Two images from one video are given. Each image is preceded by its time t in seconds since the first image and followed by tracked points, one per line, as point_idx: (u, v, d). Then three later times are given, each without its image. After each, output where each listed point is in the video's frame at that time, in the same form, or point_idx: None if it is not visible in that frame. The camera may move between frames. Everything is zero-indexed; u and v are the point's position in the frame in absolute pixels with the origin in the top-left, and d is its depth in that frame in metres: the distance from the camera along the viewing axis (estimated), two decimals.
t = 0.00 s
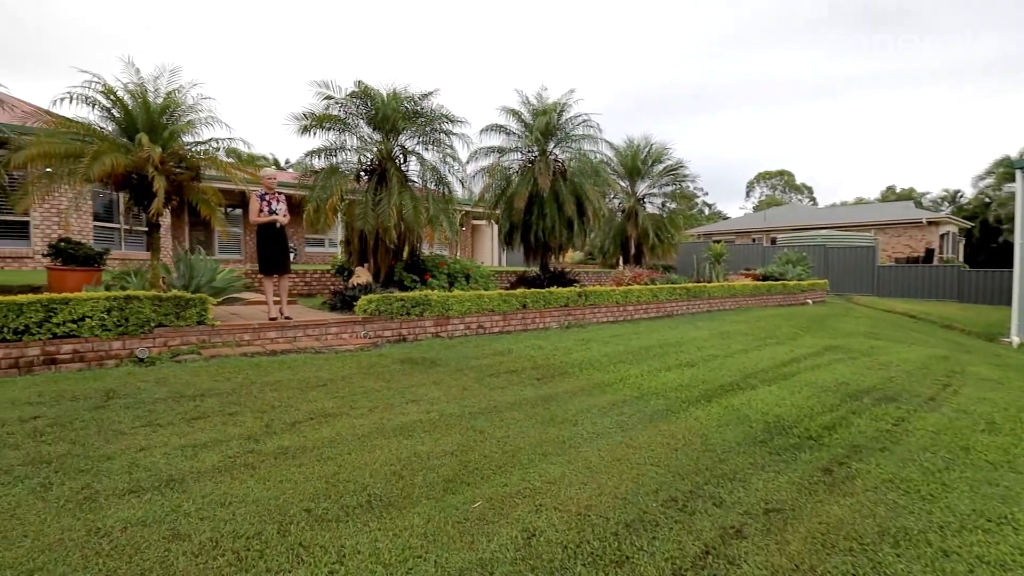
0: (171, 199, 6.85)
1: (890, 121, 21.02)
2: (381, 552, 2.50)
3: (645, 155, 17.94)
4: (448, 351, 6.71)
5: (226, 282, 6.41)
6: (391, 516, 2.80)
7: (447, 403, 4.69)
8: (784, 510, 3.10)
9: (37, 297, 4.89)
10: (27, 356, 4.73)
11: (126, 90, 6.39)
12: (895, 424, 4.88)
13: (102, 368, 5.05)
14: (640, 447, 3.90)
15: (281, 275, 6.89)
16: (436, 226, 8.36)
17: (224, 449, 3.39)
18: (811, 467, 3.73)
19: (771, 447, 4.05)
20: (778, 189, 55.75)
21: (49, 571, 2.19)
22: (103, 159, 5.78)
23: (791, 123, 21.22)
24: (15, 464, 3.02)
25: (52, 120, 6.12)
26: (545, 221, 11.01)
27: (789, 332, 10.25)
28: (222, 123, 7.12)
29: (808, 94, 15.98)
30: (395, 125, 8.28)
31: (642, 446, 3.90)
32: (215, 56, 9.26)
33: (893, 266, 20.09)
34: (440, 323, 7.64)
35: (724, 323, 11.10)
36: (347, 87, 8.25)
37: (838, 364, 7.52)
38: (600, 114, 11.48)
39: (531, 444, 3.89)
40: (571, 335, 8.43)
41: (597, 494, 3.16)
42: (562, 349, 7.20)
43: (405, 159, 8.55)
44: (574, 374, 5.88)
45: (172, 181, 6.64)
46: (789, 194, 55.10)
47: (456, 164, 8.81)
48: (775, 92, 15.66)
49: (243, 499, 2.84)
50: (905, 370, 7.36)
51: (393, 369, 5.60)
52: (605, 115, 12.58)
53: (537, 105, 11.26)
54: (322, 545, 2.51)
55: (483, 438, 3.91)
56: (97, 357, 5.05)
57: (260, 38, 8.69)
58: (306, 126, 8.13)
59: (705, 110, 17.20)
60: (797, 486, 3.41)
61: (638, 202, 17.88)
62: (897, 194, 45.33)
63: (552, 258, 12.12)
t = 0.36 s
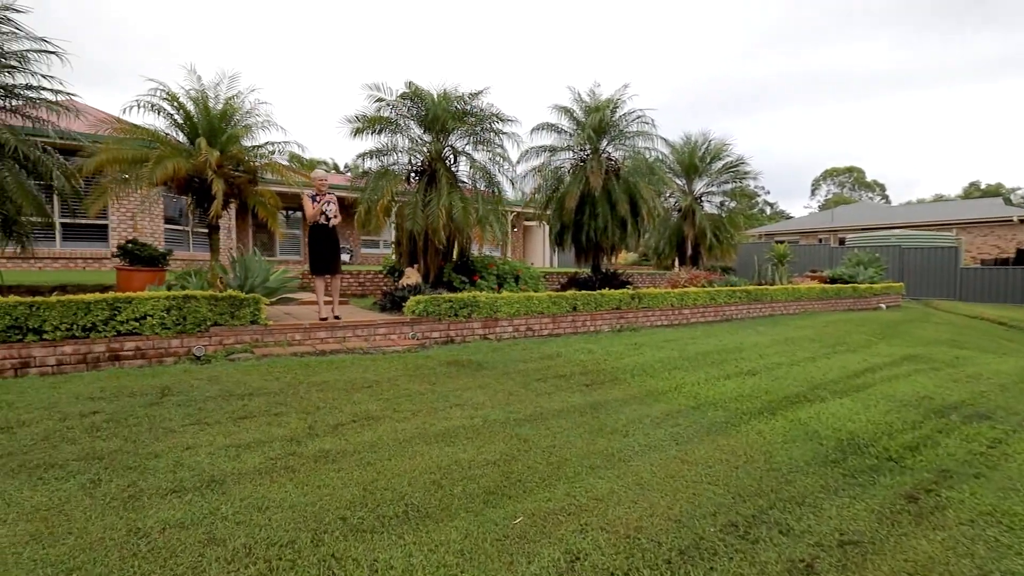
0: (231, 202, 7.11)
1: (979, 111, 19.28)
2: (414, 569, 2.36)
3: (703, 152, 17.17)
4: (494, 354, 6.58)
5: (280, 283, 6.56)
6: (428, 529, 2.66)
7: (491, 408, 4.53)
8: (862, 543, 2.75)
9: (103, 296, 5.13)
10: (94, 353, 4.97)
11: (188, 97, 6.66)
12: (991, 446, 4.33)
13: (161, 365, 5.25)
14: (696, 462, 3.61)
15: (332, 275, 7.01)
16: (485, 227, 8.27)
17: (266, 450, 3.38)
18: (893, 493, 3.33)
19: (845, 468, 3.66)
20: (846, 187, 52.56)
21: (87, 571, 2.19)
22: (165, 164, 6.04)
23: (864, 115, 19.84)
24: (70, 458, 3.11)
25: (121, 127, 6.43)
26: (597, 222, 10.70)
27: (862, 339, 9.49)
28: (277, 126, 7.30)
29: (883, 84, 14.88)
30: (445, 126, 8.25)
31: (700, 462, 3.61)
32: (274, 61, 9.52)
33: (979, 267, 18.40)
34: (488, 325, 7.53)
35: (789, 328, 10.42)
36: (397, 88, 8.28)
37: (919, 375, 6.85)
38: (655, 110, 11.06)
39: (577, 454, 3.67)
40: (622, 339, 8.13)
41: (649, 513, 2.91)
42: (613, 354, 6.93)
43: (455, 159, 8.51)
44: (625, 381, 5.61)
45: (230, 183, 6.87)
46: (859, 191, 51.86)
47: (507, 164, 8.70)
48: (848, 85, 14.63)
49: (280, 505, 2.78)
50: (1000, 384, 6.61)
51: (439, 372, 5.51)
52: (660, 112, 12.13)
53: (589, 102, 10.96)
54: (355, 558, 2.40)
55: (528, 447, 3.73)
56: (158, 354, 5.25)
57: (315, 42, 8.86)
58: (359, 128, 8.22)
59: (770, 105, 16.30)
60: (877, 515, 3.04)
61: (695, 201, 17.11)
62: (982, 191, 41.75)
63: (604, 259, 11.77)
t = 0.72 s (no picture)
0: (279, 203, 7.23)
1: None
2: None
3: (760, 146, 16.07)
4: (537, 357, 6.37)
5: (324, 283, 6.61)
6: (457, 550, 2.49)
7: (531, 415, 4.32)
8: None
9: (155, 296, 5.28)
10: (145, 351, 5.12)
11: (238, 100, 6.81)
12: None
13: (208, 363, 5.35)
14: (753, 484, 3.29)
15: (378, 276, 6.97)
16: (529, 226, 8.07)
17: (299, 455, 3.31)
18: (987, 530, 2.91)
19: (928, 497, 3.24)
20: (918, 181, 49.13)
21: None
22: (215, 165, 6.19)
23: (941, 104, 18.33)
24: (110, 457, 3.14)
25: (175, 130, 6.65)
26: (646, 220, 10.29)
27: (939, 347, 8.70)
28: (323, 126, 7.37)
29: (964, 69, 13.68)
30: (490, 123, 8.11)
31: (757, 484, 3.29)
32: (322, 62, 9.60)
33: None
34: (531, 327, 7.34)
35: (855, 334, 9.69)
36: (441, 87, 8.20)
37: (1010, 389, 6.14)
38: (709, 102, 10.52)
39: (621, 469, 3.42)
40: (672, 343, 7.74)
41: (700, 543, 2.64)
42: (661, 359, 6.58)
43: (499, 158, 8.35)
44: (675, 389, 5.27)
45: (276, 184, 7.00)
46: (932, 186, 48.36)
47: (552, 161, 8.45)
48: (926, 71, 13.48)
49: (307, 515, 2.69)
50: None
51: (479, 376, 5.35)
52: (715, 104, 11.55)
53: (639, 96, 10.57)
54: None
55: (569, 460, 3.49)
56: (205, 353, 5.36)
57: (361, 43, 8.90)
58: (404, 128, 8.19)
59: (835, 95, 15.27)
60: (968, 556, 2.64)
61: (752, 198, 16.17)
62: None
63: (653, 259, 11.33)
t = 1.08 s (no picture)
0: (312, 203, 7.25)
1: None
2: None
3: (811, 140, 15.28)
4: (570, 360, 6.13)
5: (354, 283, 6.56)
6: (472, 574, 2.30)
7: (561, 424, 4.09)
8: None
9: (188, 295, 5.33)
10: (178, 349, 5.20)
11: (273, 101, 6.86)
12: None
13: (240, 362, 5.39)
14: (804, 508, 2.97)
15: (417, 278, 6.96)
16: (564, 225, 7.82)
17: (317, 462, 3.20)
18: None
19: (1011, 531, 2.84)
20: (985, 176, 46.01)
21: None
22: (248, 166, 6.26)
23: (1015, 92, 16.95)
24: (129, 458, 3.10)
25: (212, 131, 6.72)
26: (688, 219, 9.85)
27: (1013, 356, 7.96)
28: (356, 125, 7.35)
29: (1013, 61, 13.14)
30: (524, 120, 7.91)
31: (807, 509, 2.96)
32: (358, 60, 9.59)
33: None
34: (566, 329, 7.10)
35: (916, 340, 9.00)
36: (475, 83, 8.03)
37: None
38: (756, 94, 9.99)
39: (656, 486, 3.15)
40: (715, 347, 7.35)
41: None
42: (702, 365, 6.22)
43: (534, 155, 8.14)
44: (716, 398, 4.93)
45: (310, 183, 7.07)
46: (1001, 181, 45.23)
47: (589, 157, 8.17)
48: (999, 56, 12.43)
49: (318, 528, 2.55)
50: None
51: (509, 380, 5.15)
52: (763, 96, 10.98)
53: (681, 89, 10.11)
54: None
55: (600, 474, 3.25)
56: (236, 352, 5.40)
57: (396, 40, 8.84)
58: (437, 126, 8.06)
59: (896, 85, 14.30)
60: None
61: (801, 195, 15.36)
62: None
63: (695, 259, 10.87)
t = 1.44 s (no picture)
0: (342, 202, 7.20)
1: None
2: None
3: (865, 133, 14.22)
4: (603, 367, 5.82)
5: (383, 284, 6.44)
6: None
7: (590, 437, 3.81)
8: None
9: (216, 296, 5.32)
10: (207, 350, 5.20)
11: (304, 100, 6.83)
12: None
13: (267, 364, 5.35)
14: (864, 547, 2.60)
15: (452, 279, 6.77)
16: (599, 225, 7.51)
17: (329, 475, 3.04)
18: None
19: None
20: None
21: None
22: (277, 166, 6.30)
23: None
24: (140, 466, 3.03)
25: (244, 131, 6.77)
26: (732, 218, 9.32)
27: None
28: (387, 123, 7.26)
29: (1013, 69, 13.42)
30: (558, 116, 7.62)
31: (868, 547, 2.60)
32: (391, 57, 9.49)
33: None
34: (600, 333, 6.78)
35: (987, 348, 8.24)
36: (507, 78, 7.79)
37: None
38: (807, 85, 9.38)
39: (692, 512, 2.85)
40: (761, 354, 6.89)
41: None
42: (746, 374, 5.81)
43: (569, 151, 7.85)
44: (762, 411, 4.54)
45: (341, 183, 7.02)
46: None
47: (626, 154, 7.82)
48: None
49: (321, 552, 2.37)
50: None
51: (537, 387, 4.90)
52: (814, 86, 10.33)
53: (726, 81, 9.58)
54: None
55: (631, 497, 2.96)
56: (264, 354, 5.36)
57: (426, 34, 8.56)
58: (469, 124, 7.86)
59: (962, 73, 13.27)
60: None
61: (855, 191, 14.38)
62: None
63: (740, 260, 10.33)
